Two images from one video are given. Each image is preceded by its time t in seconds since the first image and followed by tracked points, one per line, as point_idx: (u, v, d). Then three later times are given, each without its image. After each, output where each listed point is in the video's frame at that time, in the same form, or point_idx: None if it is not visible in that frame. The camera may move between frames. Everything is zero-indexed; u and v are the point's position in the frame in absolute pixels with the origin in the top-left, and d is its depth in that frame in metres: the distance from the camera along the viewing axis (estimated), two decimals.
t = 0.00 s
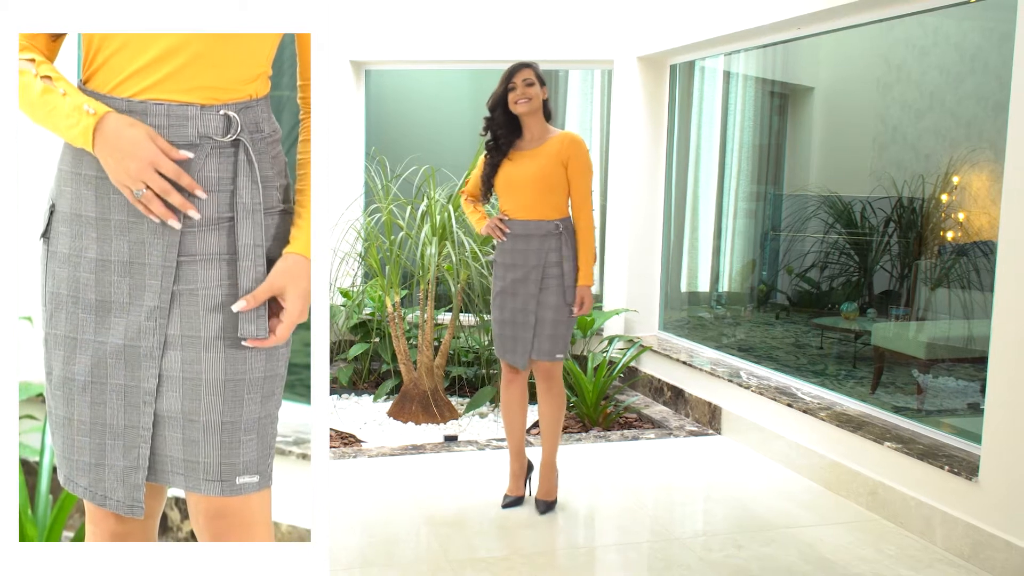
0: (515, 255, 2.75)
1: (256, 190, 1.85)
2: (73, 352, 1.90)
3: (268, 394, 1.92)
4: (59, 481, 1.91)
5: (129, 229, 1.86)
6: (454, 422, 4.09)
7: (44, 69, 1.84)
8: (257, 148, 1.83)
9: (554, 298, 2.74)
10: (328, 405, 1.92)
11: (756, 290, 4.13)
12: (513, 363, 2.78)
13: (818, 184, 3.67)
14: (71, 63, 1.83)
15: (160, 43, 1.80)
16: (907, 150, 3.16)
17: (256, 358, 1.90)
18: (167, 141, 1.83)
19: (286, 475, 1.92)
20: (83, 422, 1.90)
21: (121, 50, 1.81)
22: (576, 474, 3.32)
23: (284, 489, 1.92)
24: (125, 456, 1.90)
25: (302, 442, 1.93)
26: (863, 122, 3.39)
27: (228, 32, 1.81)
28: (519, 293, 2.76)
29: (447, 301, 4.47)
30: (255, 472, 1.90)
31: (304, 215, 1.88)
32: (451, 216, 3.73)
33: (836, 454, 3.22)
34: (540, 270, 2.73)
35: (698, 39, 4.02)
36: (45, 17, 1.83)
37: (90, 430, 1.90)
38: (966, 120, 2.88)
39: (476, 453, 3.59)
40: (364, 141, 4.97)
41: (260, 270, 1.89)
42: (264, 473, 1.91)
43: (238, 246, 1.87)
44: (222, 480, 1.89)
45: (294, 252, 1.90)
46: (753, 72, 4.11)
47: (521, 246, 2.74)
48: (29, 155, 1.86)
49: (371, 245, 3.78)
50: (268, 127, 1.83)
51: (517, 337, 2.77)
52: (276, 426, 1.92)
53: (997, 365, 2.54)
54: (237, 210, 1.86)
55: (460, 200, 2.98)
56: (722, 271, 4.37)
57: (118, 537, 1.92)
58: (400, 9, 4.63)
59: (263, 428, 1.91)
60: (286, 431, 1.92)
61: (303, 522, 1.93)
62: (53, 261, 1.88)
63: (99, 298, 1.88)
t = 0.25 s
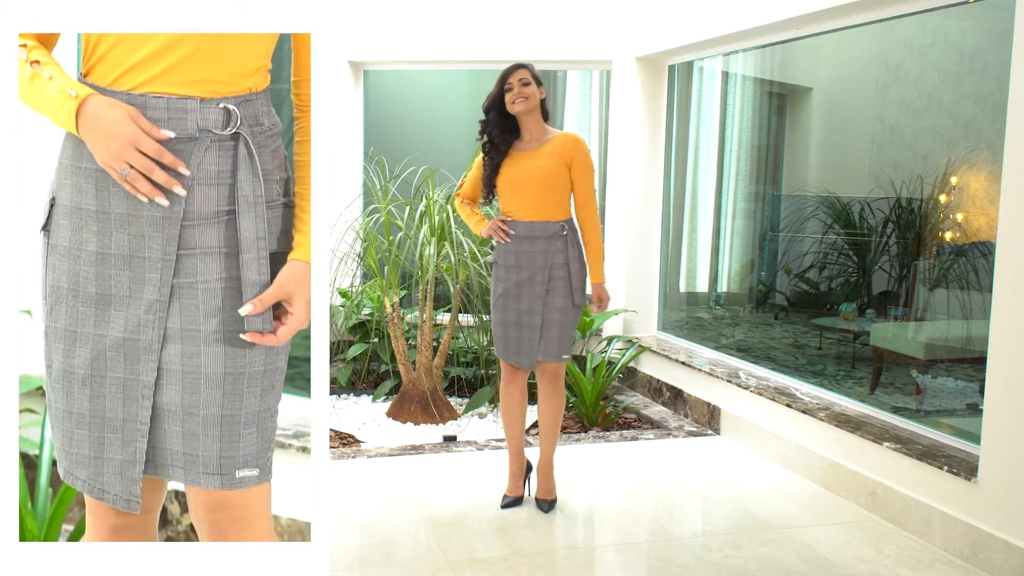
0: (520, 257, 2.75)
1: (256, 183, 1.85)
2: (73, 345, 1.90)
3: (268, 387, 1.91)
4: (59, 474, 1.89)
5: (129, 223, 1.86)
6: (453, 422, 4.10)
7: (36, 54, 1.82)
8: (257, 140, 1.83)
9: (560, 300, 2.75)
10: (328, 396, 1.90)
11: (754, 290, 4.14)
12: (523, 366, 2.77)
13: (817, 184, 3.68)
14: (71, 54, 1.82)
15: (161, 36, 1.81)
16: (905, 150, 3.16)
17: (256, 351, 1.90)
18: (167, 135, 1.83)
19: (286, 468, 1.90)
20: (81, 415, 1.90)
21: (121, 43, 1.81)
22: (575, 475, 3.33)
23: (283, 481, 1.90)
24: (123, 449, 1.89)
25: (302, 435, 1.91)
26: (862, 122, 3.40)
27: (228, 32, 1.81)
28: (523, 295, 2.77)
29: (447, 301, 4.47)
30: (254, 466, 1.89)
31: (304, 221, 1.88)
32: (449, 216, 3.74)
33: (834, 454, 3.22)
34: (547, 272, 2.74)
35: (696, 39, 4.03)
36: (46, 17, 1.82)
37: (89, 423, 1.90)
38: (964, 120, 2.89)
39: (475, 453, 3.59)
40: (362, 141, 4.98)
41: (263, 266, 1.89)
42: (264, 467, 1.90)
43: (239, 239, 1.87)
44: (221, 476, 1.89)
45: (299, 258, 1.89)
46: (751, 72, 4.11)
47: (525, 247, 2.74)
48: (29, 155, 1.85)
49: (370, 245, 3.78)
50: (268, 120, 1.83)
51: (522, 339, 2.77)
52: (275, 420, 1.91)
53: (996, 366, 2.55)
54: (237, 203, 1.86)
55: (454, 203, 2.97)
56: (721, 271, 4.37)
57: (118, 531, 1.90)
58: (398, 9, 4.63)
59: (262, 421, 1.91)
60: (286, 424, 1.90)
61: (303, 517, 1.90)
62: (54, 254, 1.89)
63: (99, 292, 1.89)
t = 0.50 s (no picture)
0: (528, 258, 2.74)
1: (256, 173, 1.84)
2: (72, 335, 1.89)
3: (267, 377, 1.90)
4: (59, 464, 1.90)
5: (128, 213, 1.85)
6: (452, 422, 4.10)
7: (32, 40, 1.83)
8: (257, 131, 1.82)
9: (567, 301, 2.76)
10: (328, 391, 1.90)
11: (754, 290, 4.14)
12: (530, 366, 2.77)
13: (816, 184, 3.68)
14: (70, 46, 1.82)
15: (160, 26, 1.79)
16: (905, 150, 3.16)
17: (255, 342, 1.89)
18: (166, 125, 1.81)
19: (285, 459, 1.90)
20: (80, 406, 1.89)
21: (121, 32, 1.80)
22: (575, 475, 3.32)
23: (283, 473, 1.89)
24: (120, 439, 1.88)
25: (302, 426, 1.91)
26: (861, 121, 3.40)
27: (227, 32, 1.80)
28: (530, 295, 2.76)
29: (446, 302, 4.47)
30: (254, 456, 1.88)
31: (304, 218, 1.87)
32: (449, 216, 3.73)
33: (834, 454, 3.22)
34: (554, 273, 2.74)
35: (695, 39, 4.03)
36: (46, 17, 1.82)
37: (87, 413, 1.89)
38: (963, 120, 2.89)
39: (475, 453, 3.59)
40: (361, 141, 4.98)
41: (265, 256, 1.88)
42: (263, 457, 1.89)
43: (239, 230, 1.85)
44: (220, 466, 1.87)
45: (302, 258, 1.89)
46: (751, 72, 4.11)
47: (530, 248, 2.74)
48: (29, 144, 1.85)
49: (369, 245, 3.78)
50: (267, 111, 1.82)
51: (527, 339, 2.77)
52: (275, 410, 1.90)
53: (995, 366, 2.55)
54: (237, 193, 1.84)
55: (451, 206, 2.94)
56: (720, 271, 4.37)
57: (118, 520, 1.89)
58: (397, 9, 4.63)
59: (261, 411, 1.89)
60: (286, 414, 1.90)
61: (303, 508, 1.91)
62: (54, 244, 1.88)
63: (98, 282, 1.87)
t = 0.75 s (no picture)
0: (535, 258, 2.74)
1: (254, 163, 1.82)
2: (70, 325, 1.87)
3: (266, 367, 1.88)
4: (59, 455, 1.89)
5: (126, 203, 1.83)
6: (451, 422, 4.10)
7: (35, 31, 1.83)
8: (256, 121, 1.80)
9: (573, 301, 2.76)
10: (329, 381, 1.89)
11: (753, 290, 4.14)
12: (533, 366, 2.77)
13: (815, 184, 3.68)
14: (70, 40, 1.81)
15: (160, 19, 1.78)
16: (905, 150, 3.16)
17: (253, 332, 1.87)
18: (164, 115, 1.79)
19: (285, 448, 1.89)
20: (78, 395, 1.88)
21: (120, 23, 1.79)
22: (574, 475, 3.32)
23: (281, 463, 1.89)
24: (117, 430, 1.86)
25: (302, 416, 1.90)
26: (861, 121, 3.40)
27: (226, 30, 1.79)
28: (536, 296, 2.76)
29: (445, 301, 4.47)
30: (252, 447, 1.87)
31: (303, 211, 1.86)
32: (448, 216, 3.73)
33: (834, 454, 3.22)
34: (561, 272, 2.74)
35: (695, 40, 4.03)
36: (45, 16, 1.81)
37: (85, 403, 1.87)
38: (963, 120, 2.89)
39: (474, 453, 3.59)
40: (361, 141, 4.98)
41: (267, 245, 1.87)
42: (263, 447, 1.88)
43: (238, 220, 1.84)
44: (218, 456, 1.86)
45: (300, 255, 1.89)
46: (750, 72, 4.11)
47: (535, 248, 2.73)
48: (29, 134, 1.85)
49: (369, 245, 3.78)
50: (265, 100, 1.81)
51: (532, 339, 2.77)
52: (274, 400, 1.88)
53: (994, 366, 2.55)
54: (236, 183, 1.82)
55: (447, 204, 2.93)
56: (719, 271, 4.37)
57: (118, 509, 1.88)
58: (397, 9, 4.63)
59: (259, 402, 1.88)
60: (286, 404, 1.89)
61: (303, 498, 1.91)
62: (54, 234, 1.86)
63: (95, 272, 1.85)
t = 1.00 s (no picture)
0: (540, 259, 2.72)
1: (252, 154, 1.74)
2: (69, 316, 1.80)
3: (264, 358, 1.81)
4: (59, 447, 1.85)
5: (123, 193, 1.75)
6: (451, 421, 4.10)
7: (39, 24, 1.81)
8: (254, 112, 1.72)
9: (577, 301, 2.76)
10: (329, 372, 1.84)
11: (753, 290, 4.14)
12: (531, 366, 2.76)
13: (815, 184, 3.68)
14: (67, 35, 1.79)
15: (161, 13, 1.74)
16: (904, 150, 3.16)
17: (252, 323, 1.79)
18: (160, 106, 1.72)
19: (284, 441, 1.83)
20: (76, 386, 1.81)
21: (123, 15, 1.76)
22: (573, 474, 3.32)
23: (280, 455, 1.82)
24: (115, 421, 1.79)
25: (302, 408, 1.84)
26: (860, 121, 3.40)
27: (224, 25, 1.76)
28: (541, 296, 2.75)
29: (445, 301, 4.46)
30: (251, 438, 1.79)
31: (300, 206, 1.80)
32: (448, 216, 3.73)
33: (833, 454, 3.22)
34: (566, 273, 2.74)
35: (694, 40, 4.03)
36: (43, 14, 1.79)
37: (83, 394, 1.81)
38: (963, 120, 2.89)
39: (474, 453, 3.59)
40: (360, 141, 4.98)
41: (265, 236, 1.78)
42: (261, 438, 1.80)
43: (236, 211, 1.75)
44: (216, 449, 1.77)
45: (298, 251, 1.82)
46: (750, 72, 4.11)
47: (537, 249, 2.72)
48: (29, 127, 1.81)
49: (368, 245, 3.78)
50: (263, 91, 1.74)
51: (537, 340, 2.75)
52: (274, 390, 1.81)
53: (992, 366, 2.56)
54: (234, 173, 1.74)
55: (443, 202, 2.91)
56: (719, 271, 4.37)
57: (118, 502, 1.81)
58: (397, 10, 4.63)
59: (259, 393, 1.80)
60: (285, 396, 1.83)
61: (303, 491, 1.86)
62: (53, 224, 1.79)
63: (93, 262, 1.78)
